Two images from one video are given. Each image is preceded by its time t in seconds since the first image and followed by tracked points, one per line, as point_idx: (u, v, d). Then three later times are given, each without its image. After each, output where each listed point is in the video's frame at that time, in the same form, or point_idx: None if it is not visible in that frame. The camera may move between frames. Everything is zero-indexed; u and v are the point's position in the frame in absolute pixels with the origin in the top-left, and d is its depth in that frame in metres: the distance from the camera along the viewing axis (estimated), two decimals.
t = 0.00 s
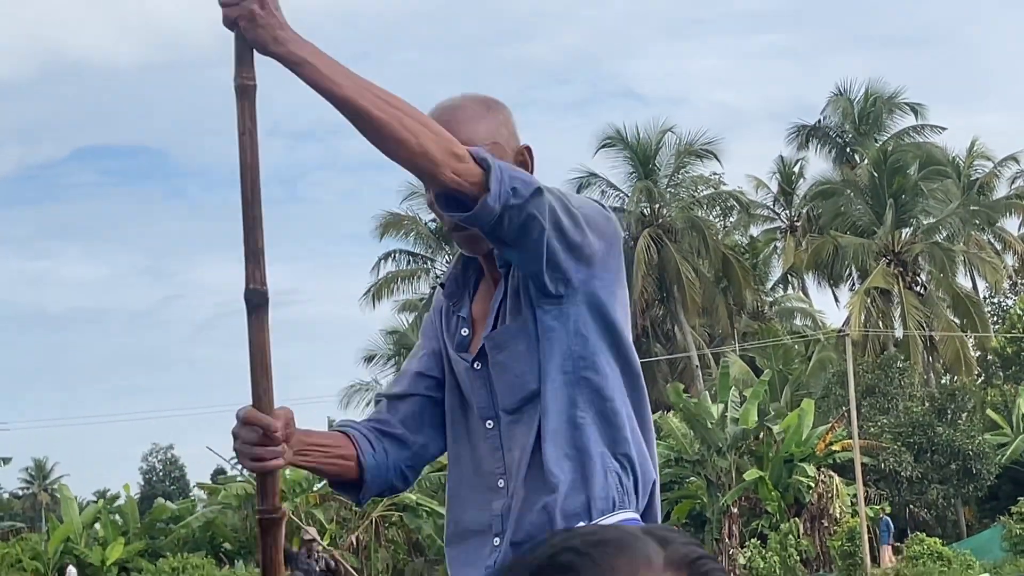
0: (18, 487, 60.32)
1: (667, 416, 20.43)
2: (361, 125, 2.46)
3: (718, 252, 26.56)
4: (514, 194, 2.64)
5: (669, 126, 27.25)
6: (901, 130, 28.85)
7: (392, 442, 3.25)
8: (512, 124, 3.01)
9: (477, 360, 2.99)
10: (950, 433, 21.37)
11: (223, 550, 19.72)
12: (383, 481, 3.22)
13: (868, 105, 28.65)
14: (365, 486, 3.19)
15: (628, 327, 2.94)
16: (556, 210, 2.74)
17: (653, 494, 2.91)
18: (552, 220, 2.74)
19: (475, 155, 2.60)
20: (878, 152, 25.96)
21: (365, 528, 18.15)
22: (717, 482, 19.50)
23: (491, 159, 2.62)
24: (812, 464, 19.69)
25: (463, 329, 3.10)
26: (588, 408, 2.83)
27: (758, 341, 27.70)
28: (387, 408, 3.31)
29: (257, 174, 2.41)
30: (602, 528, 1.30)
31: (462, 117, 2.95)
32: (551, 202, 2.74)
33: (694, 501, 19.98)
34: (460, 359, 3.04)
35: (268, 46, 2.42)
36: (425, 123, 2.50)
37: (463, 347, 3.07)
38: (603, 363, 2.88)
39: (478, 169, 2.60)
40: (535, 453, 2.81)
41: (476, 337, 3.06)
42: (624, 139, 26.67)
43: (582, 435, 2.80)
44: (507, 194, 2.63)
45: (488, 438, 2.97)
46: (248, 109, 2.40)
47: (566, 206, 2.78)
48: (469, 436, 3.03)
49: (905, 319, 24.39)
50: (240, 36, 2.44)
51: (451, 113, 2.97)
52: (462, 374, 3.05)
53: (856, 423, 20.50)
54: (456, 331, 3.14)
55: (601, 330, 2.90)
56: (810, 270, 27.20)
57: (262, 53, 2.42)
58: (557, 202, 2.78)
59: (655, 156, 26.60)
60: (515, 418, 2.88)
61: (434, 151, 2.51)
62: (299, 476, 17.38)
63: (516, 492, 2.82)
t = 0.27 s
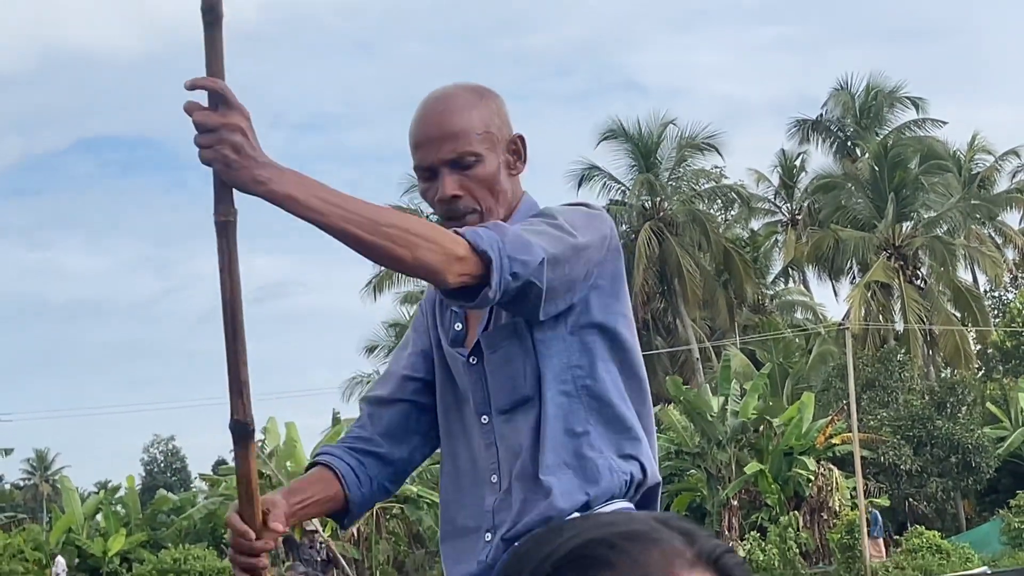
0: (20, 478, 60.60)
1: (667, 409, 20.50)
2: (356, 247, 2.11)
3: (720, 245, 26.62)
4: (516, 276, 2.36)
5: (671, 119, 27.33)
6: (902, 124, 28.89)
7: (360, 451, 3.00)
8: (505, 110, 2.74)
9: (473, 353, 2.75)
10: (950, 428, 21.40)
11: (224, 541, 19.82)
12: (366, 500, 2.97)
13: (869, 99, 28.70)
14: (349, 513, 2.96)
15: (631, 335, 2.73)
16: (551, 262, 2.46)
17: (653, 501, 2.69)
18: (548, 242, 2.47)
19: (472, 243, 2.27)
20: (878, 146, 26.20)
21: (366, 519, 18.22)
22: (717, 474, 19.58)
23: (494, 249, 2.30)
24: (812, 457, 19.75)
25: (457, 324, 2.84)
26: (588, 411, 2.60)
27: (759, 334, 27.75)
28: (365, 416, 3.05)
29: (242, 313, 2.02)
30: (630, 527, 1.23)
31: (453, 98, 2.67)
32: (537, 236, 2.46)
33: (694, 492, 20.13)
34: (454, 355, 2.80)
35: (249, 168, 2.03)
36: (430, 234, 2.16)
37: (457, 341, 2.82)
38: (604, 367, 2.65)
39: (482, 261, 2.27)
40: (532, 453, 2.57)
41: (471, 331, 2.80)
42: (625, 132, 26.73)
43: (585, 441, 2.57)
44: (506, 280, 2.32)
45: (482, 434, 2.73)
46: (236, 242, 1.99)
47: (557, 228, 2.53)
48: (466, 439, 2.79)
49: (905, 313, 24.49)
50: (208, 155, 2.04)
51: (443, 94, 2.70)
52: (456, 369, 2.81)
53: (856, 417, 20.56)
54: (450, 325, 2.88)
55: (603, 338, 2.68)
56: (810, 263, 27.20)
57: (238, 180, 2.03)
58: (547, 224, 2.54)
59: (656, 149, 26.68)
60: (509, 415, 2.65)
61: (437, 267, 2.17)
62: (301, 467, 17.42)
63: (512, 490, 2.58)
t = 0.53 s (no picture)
0: (19, 470, 60.69)
1: (666, 403, 20.57)
2: (383, 270, 2.26)
3: (718, 240, 26.68)
4: (546, 295, 2.48)
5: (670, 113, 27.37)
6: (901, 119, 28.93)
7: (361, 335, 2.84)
8: (515, 99, 2.77)
9: (471, 339, 2.77)
10: (947, 421, 21.51)
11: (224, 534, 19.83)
12: (341, 367, 2.80)
13: (868, 94, 28.74)
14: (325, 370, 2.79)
15: (643, 335, 2.77)
16: (570, 273, 2.58)
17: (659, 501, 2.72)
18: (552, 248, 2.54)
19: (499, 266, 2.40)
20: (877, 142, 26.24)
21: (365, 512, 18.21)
22: (716, 468, 19.64)
23: (524, 271, 2.43)
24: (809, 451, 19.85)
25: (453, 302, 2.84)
26: (599, 409, 2.65)
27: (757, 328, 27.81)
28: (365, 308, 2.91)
29: (267, 356, 2.20)
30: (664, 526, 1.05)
31: (468, 86, 2.70)
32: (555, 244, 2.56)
33: (692, 486, 20.18)
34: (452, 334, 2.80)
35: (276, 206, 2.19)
36: (456, 264, 2.30)
37: (453, 318, 2.82)
38: (614, 367, 2.70)
39: (509, 282, 2.41)
40: (537, 450, 2.62)
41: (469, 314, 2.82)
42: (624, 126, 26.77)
43: (594, 440, 2.62)
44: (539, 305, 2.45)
45: (470, 420, 2.75)
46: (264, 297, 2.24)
47: (578, 238, 2.63)
48: (440, 406, 2.78)
49: (903, 307, 24.56)
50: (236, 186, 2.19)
51: (458, 81, 2.72)
52: (451, 349, 2.81)
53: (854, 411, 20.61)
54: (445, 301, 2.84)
55: (615, 339, 2.72)
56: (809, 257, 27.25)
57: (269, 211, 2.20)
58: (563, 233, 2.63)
59: (655, 144, 26.72)
60: (509, 409, 2.69)
61: (477, 289, 2.34)
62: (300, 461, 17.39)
63: (511, 483, 2.63)
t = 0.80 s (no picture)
0: (15, 468, 60.61)
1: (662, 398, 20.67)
2: (394, 268, 2.45)
3: (714, 236, 26.79)
4: (552, 300, 2.62)
5: (665, 109, 27.47)
6: (895, 114, 29.03)
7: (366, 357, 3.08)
8: (518, 96, 2.97)
9: (466, 338, 2.86)
10: (941, 416, 21.58)
11: (220, 530, 19.86)
12: (351, 406, 3.07)
13: (863, 90, 28.80)
14: (334, 404, 3.05)
15: (638, 334, 2.87)
16: (574, 276, 2.69)
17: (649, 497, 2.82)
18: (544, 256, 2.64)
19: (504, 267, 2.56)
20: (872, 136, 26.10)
21: (362, 507, 18.28)
22: (711, 463, 19.67)
23: (531, 276, 2.58)
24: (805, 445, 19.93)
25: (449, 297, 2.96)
26: (594, 411, 2.74)
27: (753, 324, 27.84)
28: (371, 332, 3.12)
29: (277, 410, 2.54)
30: (708, 519, 1.15)
31: (471, 80, 2.91)
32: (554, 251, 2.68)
33: (687, 481, 20.22)
34: (445, 330, 2.91)
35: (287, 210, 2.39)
36: (463, 263, 2.48)
37: (447, 313, 2.93)
38: (608, 367, 2.79)
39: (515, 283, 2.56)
40: (530, 450, 2.73)
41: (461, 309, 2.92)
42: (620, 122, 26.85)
43: (589, 442, 2.72)
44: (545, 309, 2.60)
45: (461, 416, 2.85)
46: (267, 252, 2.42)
47: (578, 243, 2.72)
48: (434, 404, 2.91)
49: (898, 303, 24.68)
50: (251, 201, 2.39)
51: (461, 75, 2.93)
52: (445, 346, 2.92)
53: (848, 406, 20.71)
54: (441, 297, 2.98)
55: (608, 339, 2.82)
56: (804, 252, 27.29)
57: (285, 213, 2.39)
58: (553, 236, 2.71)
59: (651, 140, 26.84)
60: (504, 409, 2.78)
61: (483, 298, 2.50)
62: (297, 456, 17.41)
63: (502, 480, 2.73)
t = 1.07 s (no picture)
0: (8, 467, 60.69)
1: (655, 397, 20.74)
2: (388, 225, 2.43)
3: (707, 235, 26.83)
4: (534, 276, 2.64)
5: (659, 108, 27.53)
6: (887, 113, 29.12)
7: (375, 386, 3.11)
8: (501, 103, 3.02)
9: (453, 341, 2.92)
10: (933, 414, 21.67)
11: (215, 530, 19.97)
12: (367, 440, 3.13)
13: (856, 88, 28.89)
14: (353, 440, 3.10)
15: (618, 335, 2.88)
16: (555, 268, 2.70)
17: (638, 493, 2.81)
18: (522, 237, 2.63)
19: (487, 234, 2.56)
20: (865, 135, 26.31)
21: (356, 506, 18.29)
22: (704, 461, 19.75)
23: (515, 244, 2.60)
24: (797, 444, 19.93)
25: (438, 302, 3.01)
26: (577, 409, 2.76)
27: (746, 322, 27.93)
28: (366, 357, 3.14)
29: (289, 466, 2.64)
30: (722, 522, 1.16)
31: (456, 84, 2.96)
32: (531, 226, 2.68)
33: (681, 480, 20.31)
34: (434, 336, 2.97)
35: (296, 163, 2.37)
36: (453, 224, 2.49)
37: (435, 316, 3.00)
38: (591, 365, 2.81)
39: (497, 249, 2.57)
40: (513, 453, 2.76)
41: (450, 313, 2.96)
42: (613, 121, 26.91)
43: (572, 441, 2.73)
44: (527, 278, 2.62)
45: (453, 420, 2.90)
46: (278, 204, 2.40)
47: (559, 231, 2.73)
48: (428, 410, 2.97)
49: (891, 301, 24.72)
50: (264, 149, 2.38)
51: (446, 80, 2.98)
52: (435, 350, 2.97)
53: (841, 404, 20.76)
54: (432, 302, 3.05)
55: (591, 337, 2.83)
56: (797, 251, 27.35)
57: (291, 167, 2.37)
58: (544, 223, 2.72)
59: (644, 139, 26.91)
60: (490, 411, 2.82)
61: (469, 259, 2.51)
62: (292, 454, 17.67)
63: (489, 485, 2.78)
